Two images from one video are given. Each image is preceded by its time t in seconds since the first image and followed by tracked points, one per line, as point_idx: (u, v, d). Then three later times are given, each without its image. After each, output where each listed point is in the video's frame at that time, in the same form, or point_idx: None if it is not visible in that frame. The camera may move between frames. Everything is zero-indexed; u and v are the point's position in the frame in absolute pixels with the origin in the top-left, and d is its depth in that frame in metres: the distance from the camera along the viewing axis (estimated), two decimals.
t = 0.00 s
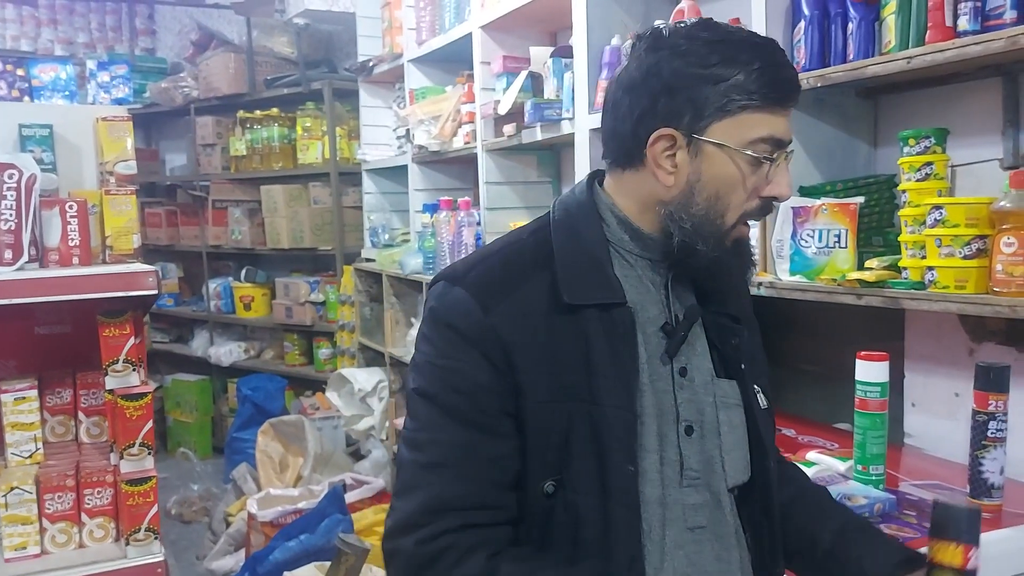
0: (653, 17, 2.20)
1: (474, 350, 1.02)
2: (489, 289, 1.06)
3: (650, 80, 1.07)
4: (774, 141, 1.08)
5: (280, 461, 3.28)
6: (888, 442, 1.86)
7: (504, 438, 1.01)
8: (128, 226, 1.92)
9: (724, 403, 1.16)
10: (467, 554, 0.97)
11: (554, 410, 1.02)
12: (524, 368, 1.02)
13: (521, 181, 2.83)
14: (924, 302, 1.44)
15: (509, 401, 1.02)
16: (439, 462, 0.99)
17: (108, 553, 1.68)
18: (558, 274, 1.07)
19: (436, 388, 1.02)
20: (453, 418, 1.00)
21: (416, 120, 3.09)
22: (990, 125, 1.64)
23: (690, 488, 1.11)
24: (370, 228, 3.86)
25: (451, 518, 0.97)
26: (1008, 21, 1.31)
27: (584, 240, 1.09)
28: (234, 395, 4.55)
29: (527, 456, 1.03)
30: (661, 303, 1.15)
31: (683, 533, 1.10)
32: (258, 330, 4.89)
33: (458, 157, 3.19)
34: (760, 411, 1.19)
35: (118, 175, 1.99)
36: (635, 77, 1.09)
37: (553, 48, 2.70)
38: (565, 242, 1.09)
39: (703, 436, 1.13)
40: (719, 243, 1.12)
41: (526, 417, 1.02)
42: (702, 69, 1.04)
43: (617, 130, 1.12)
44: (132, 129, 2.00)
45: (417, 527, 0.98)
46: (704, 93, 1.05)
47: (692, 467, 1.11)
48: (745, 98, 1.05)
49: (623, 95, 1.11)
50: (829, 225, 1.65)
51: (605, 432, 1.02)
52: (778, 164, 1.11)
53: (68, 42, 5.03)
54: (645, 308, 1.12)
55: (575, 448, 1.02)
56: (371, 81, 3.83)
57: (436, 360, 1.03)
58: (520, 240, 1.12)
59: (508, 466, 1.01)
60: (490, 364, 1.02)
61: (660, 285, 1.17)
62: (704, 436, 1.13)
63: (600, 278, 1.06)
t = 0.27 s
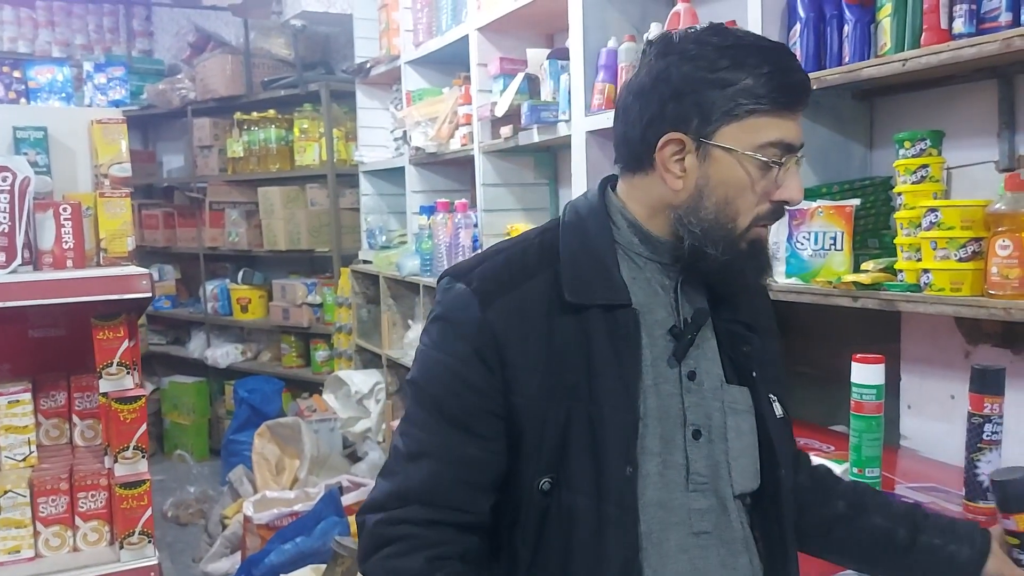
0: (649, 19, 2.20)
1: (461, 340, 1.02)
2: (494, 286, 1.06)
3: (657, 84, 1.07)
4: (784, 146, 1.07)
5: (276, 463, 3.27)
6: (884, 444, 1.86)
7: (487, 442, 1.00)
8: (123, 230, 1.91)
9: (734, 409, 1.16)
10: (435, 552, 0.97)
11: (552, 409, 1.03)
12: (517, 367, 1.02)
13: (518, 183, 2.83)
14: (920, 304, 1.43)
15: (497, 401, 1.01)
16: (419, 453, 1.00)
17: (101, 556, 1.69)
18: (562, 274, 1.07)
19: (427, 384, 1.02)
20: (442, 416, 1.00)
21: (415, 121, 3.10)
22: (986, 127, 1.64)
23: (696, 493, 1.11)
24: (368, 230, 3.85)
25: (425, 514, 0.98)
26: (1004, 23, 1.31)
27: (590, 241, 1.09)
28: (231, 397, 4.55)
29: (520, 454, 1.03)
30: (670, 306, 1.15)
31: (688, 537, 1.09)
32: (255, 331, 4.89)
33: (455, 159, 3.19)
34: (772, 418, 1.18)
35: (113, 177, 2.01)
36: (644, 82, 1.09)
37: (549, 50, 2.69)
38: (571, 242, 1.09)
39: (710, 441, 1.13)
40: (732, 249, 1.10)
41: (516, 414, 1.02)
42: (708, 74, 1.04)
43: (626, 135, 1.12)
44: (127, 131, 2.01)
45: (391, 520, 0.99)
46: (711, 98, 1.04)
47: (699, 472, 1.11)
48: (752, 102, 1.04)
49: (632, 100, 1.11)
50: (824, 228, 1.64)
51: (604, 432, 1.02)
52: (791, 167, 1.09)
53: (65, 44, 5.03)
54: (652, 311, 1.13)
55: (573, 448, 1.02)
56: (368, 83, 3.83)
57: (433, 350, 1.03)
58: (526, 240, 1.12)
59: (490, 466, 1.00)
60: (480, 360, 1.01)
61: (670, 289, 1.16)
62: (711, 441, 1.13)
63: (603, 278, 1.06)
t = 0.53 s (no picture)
0: (644, 22, 2.21)
1: (463, 332, 1.03)
2: (499, 281, 1.07)
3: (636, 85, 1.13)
4: (736, 124, 1.05)
5: (275, 463, 3.27)
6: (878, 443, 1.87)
7: (483, 434, 1.01)
8: (118, 230, 1.98)
9: (738, 411, 1.16)
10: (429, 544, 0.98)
11: (550, 403, 1.03)
12: (518, 360, 1.03)
13: (515, 184, 2.83)
14: (913, 304, 1.44)
15: (496, 395, 1.02)
16: (419, 443, 1.01)
17: (97, 557, 1.73)
18: (567, 270, 1.08)
19: (426, 378, 1.03)
20: (441, 408, 1.01)
21: (413, 123, 3.12)
22: (978, 128, 1.65)
23: (696, 492, 1.11)
24: (366, 231, 3.85)
25: (421, 509, 0.98)
26: (995, 25, 1.32)
27: (594, 238, 1.10)
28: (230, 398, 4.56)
29: (519, 448, 1.03)
30: (674, 306, 1.16)
31: (688, 536, 1.10)
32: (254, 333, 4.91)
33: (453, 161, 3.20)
34: (778, 421, 1.18)
35: (109, 178, 2.04)
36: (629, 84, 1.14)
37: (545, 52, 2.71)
38: (576, 239, 1.11)
39: (713, 440, 1.13)
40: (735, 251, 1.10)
41: (515, 407, 1.02)
42: (667, 66, 1.07)
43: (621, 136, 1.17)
44: (123, 132, 2.05)
45: (389, 512, 1.00)
46: (670, 86, 1.07)
47: (700, 471, 1.12)
48: (697, 84, 1.05)
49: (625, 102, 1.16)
50: (818, 227, 1.65)
51: (604, 427, 1.02)
52: (760, 149, 1.06)
53: (64, 46, 5.04)
54: (656, 310, 1.14)
55: (572, 443, 1.02)
56: (366, 85, 3.84)
57: (436, 343, 1.05)
58: (532, 238, 1.14)
59: (484, 458, 1.00)
60: (480, 353, 1.02)
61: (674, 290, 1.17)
62: (714, 441, 1.13)
63: (606, 276, 1.07)
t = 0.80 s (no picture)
0: (642, 23, 2.22)
1: (462, 332, 1.04)
2: (498, 281, 1.08)
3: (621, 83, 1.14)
4: (710, 116, 1.05)
5: (275, 466, 3.27)
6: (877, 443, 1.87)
7: (482, 432, 1.01)
8: (116, 232, 1.99)
9: (740, 412, 1.15)
10: (437, 542, 0.99)
11: (548, 401, 1.03)
12: (517, 359, 1.03)
13: (513, 185, 2.83)
14: (911, 303, 1.44)
15: (496, 394, 1.02)
16: (420, 441, 1.02)
17: (95, 559, 1.76)
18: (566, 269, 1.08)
19: (428, 378, 1.04)
20: (441, 407, 1.02)
21: (411, 125, 3.12)
22: (976, 128, 1.65)
23: (697, 492, 1.11)
24: (366, 232, 3.83)
25: (427, 509, 0.99)
26: (992, 25, 1.32)
27: (592, 238, 1.10)
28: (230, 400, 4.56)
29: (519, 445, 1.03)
30: (674, 306, 1.16)
31: (687, 536, 1.10)
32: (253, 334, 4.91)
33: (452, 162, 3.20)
34: (781, 422, 1.16)
35: (107, 180, 2.06)
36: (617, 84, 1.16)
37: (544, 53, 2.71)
38: (575, 238, 1.11)
39: (714, 441, 1.13)
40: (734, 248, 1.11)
41: (516, 406, 1.02)
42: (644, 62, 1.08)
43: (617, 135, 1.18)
44: (120, 134, 2.06)
45: (395, 514, 1.01)
46: (651, 83, 1.08)
47: (701, 472, 1.11)
48: (670, 79, 1.06)
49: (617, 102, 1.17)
50: (816, 228, 1.65)
51: (603, 426, 1.01)
52: (735, 141, 1.05)
53: (62, 48, 5.04)
54: (656, 310, 1.14)
55: (571, 441, 1.02)
56: (365, 87, 3.84)
57: (436, 345, 1.07)
58: (533, 238, 1.14)
59: (484, 456, 1.01)
60: (479, 352, 1.02)
61: (674, 291, 1.17)
62: (715, 442, 1.13)
63: (602, 275, 1.07)
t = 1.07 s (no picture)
0: (639, 24, 2.22)
1: (451, 339, 1.03)
2: (488, 286, 1.06)
3: (627, 83, 1.12)
4: (740, 123, 1.05)
5: (272, 467, 3.27)
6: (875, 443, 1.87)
7: (478, 438, 1.01)
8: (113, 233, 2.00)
9: (730, 410, 1.15)
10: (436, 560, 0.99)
11: (543, 406, 1.02)
12: (508, 364, 1.02)
13: (511, 186, 2.84)
14: (909, 304, 1.44)
15: (489, 400, 1.02)
16: (416, 451, 1.02)
17: (93, 561, 1.77)
18: (555, 272, 1.08)
19: (421, 388, 1.04)
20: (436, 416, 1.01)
21: (409, 125, 3.12)
22: (973, 128, 1.65)
23: (692, 493, 1.11)
24: (362, 233, 3.85)
25: (427, 528, 1.00)
26: (989, 25, 1.33)
27: (582, 242, 1.10)
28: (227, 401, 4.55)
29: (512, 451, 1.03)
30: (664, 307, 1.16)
31: (683, 537, 1.10)
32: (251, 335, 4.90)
33: (450, 163, 3.20)
34: (771, 419, 1.17)
35: (104, 181, 2.05)
36: (619, 84, 1.14)
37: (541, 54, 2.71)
38: (564, 242, 1.10)
39: (706, 441, 1.13)
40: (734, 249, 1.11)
41: (508, 411, 1.02)
42: (662, 63, 1.07)
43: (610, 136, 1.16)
44: (118, 135, 2.06)
45: (398, 533, 1.01)
46: (668, 84, 1.07)
47: (694, 472, 1.11)
48: (698, 81, 1.05)
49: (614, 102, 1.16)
50: (814, 228, 1.65)
51: (596, 430, 1.02)
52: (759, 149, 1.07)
53: (59, 49, 5.04)
54: (646, 311, 1.14)
55: (565, 444, 1.02)
56: (362, 88, 3.84)
57: (426, 353, 1.06)
58: (521, 242, 1.13)
59: (479, 463, 1.01)
60: (470, 359, 1.02)
61: (664, 291, 1.17)
62: (707, 442, 1.13)
63: (594, 277, 1.07)
